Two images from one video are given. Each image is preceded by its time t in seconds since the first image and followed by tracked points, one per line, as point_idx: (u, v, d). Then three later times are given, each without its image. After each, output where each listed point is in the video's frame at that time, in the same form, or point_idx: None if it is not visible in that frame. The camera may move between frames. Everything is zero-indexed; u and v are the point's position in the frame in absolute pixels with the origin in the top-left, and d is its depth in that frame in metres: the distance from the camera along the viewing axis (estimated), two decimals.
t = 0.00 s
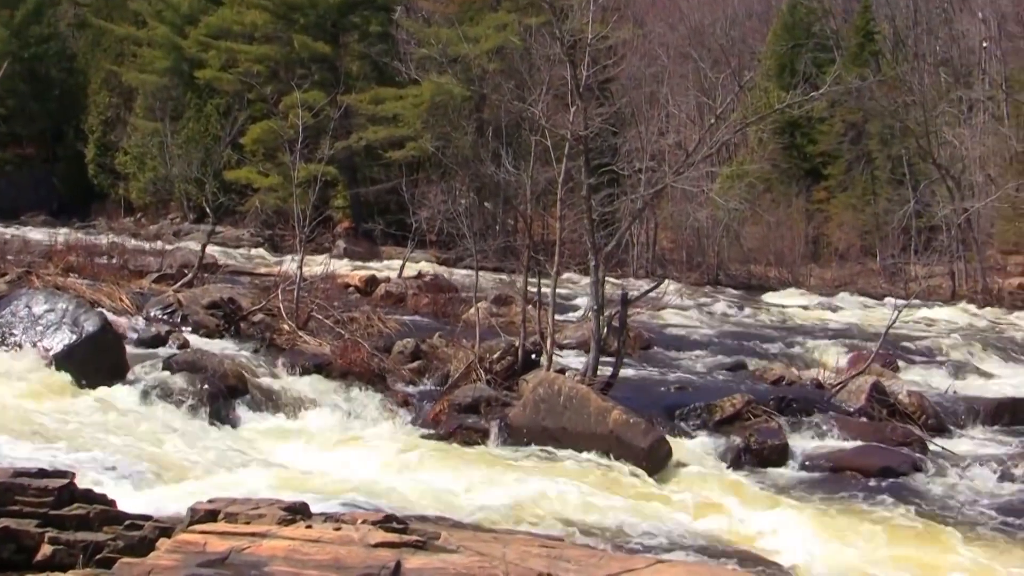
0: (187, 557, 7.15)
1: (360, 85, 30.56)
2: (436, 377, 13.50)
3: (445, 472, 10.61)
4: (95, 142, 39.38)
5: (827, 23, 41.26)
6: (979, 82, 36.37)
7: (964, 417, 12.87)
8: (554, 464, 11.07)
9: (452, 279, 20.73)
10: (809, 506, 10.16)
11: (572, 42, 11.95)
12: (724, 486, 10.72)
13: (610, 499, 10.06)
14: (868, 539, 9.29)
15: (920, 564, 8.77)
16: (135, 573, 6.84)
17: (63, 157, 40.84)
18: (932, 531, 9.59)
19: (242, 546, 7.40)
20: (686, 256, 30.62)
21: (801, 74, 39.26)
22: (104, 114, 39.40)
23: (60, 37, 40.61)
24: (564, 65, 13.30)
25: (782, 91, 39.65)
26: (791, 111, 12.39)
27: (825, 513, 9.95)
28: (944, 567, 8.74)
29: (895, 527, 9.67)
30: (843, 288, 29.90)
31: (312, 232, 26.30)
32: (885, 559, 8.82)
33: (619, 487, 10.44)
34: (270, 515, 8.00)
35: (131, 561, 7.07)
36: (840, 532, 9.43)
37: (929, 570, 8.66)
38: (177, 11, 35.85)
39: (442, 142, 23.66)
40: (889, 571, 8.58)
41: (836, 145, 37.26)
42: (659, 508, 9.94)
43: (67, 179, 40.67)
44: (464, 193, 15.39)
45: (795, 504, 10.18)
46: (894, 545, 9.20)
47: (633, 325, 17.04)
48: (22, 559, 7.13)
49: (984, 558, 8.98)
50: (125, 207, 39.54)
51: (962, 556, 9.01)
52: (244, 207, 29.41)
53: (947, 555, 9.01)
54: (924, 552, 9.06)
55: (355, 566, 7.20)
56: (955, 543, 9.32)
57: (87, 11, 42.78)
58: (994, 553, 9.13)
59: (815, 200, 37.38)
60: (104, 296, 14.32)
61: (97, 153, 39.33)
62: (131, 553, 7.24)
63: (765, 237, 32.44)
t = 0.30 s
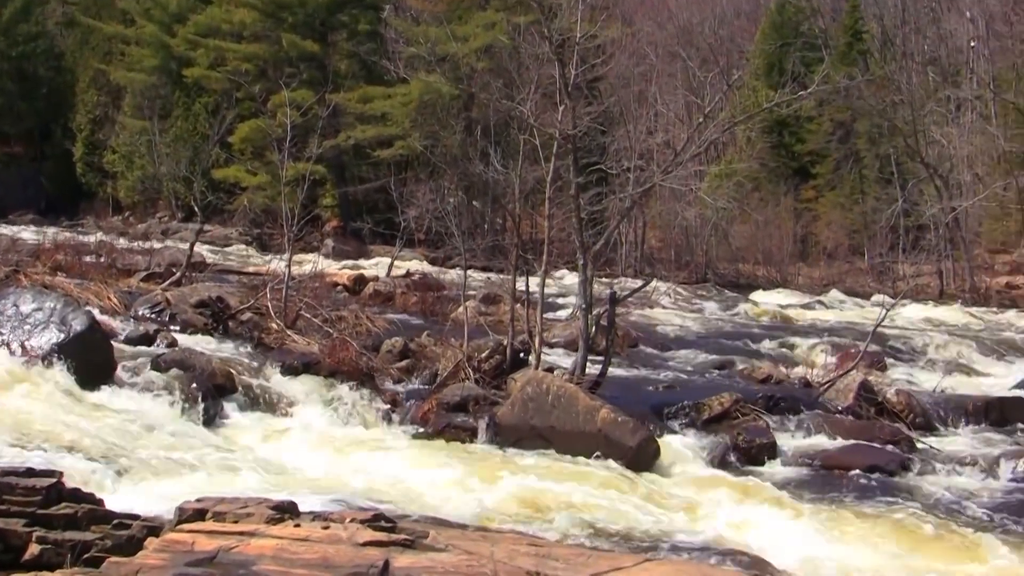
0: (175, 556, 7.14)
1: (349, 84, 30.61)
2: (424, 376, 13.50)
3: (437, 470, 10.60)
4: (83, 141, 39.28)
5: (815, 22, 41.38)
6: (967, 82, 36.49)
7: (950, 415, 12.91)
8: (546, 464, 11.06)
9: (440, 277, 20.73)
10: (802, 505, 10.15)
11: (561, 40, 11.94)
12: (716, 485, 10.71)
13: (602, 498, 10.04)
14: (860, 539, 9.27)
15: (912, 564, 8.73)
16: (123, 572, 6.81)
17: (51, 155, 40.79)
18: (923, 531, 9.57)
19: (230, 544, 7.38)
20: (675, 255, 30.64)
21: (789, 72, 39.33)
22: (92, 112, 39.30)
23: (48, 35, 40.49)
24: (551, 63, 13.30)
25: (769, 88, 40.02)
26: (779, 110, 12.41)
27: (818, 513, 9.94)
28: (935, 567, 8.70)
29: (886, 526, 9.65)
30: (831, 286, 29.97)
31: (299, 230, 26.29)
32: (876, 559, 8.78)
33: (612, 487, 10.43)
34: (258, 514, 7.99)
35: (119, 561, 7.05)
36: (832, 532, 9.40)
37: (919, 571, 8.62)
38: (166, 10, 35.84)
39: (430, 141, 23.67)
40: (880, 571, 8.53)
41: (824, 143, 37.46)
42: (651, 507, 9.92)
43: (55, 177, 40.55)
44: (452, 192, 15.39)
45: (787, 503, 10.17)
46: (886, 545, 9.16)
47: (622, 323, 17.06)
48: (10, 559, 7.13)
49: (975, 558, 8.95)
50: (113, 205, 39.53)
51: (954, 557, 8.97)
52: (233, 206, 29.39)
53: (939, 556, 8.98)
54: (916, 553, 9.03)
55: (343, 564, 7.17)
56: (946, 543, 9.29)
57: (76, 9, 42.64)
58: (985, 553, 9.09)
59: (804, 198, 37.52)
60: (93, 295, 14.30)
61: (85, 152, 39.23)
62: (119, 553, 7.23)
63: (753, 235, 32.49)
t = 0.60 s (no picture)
0: (162, 556, 7.13)
1: (335, 83, 30.67)
2: (411, 375, 13.49)
3: (429, 469, 10.59)
4: (69, 139, 39.18)
5: (801, 21, 41.54)
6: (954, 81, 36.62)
7: (936, 412, 12.93)
8: (535, 463, 11.05)
9: (427, 276, 20.73)
10: (792, 504, 10.14)
11: (548, 39, 11.95)
12: (706, 484, 10.70)
13: (593, 498, 10.03)
14: (851, 537, 9.24)
15: (902, 564, 8.69)
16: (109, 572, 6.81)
17: (37, 154, 40.70)
18: (913, 531, 9.54)
19: (217, 543, 7.38)
20: (662, 254, 30.65)
21: (775, 71, 39.45)
22: (79, 111, 39.20)
23: (34, 33, 40.35)
24: (537, 62, 13.30)
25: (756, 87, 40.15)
26: (765, 108, 12.42)
27: (808, 511, 9.93)
28: (926, 567, 8.67)
29: (876, 525, 9.63)
30: (818, 284, 30.05)
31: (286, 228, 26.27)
32: (866, 559, 8.76)
33: (602, 486, 10.41)
34: (245, 513, 7.98)
35: (105, 561, 7.04)
36: (822, 530, 9.39)
37: (906, 570, 8.60)
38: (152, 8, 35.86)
39: (416, 139, 23.67)
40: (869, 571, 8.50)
41: (810, 142, 37.60)
42: (641, 506, 9.93)
43: (40, 176, 40.44)
44: (439, 191, 15.40)
45: (778, 502, 10.15)
46: (876, 544, 9.13)
47: (608, 321, 17.08)
48: None
49: (964, 557, 8.92)
50: (100, 204, 39.15)
51: (944, 555, 8.94)
52: (220, 205, 29.34)
53: (930, 554, 8.95)
54: (906, 552, 8.98)
55: (330, 563, 7.17)
56: (936, 542, 9.28)
57: (62, 7, 42.54)
58: (976, 552, 9.06)
59: (791, 197, 37.72)
60: (78, 294, 14.27)
61: (71, 150, 39.13)
62: (105, 552, 7.22)
63: (740, 234, 32.53)
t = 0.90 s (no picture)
0: (150, 555, 7.12)
1: (325, 82, 30.76)
2: (400, 374, 13.48)
3: (419, 468, 10.59)
4: (58, 138, 39.17)
5: (790, 20, 41.70)
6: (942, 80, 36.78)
7: (925, 411, 12.94)
8: (525, 462, 11.04)
9: (416, 275, 20.75)
10: (783, 503, 10.12)
11: (536, 38, 11.95)
12: (696, 484, 10.69)
13: (582, 496, 10.03)
14: (840, 536, 9.22)
15: (891, 563, 8.66)
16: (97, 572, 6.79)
17: (26, 154, 40.64)
18: (904, 529, 9.50)
19: (206, 543, 7.36)
20: (651, 252, 30.71)
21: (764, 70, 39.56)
22: (67, 110, 39.17)
23: (22, 32, 40.32)
24: (527, 61, 13.30)
25: (745, 86, 40.29)
26: (754, 106, 12.43)
27: (797, 511, 9.92)
28: (915, 566, 8.62)
29: (867, 523, 9.61)
30: (806, 283, 30.11)
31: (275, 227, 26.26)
32: (854, 558, 8.74)
33: (592, 485, 10.41)
34: (233, 512, 7.97)
35: (94, 561, 7.02)
36: (811, 530, 9.37)
37: (892, 568, 8.57)
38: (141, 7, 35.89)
39: (406, 138, 23.70)
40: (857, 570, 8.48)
41: (799, 141, 37.73)
42: (630, 505, 9.92)
43: (29, 175, 40.42)
44: (428, 190, 15.40)
45: (768, 502, 10.13)
46: (867, 543, 9.09)
47: (598, 320, 17.09)
48: None
49: (955, 556, 8.88)
50: (88, 203, 38.96)
51: (934, 554, 8.90)
52: (209, 204, 29.33)
53: (920, 553, 8.91)
54: (896, 551, 8.95)
55: (319, 562, 7.15)
56: (927, 540, 9.25)
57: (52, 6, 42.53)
58: (967, 551, 9.02)
59: (779, 195, 37.93)
60: (68, 293, 14.28)
61: (60, 149, 39.13)
62: (94, 551, 7.19)
63: (729, 233, 32.56)
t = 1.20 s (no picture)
0: (137, 555, 7.10)
1: (312, 81, 30.81)
2: (388, 373, 13.47)
3: (407, 467, 10.59)
4: (45, 138, 39.07)
5: (778, 19, 41.80)
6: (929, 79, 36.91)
7: (912, 410, 12.96)
8: (513, 462, 11.03)
9: (404, 274, 20.75)
10: (771, 502, 10.12)
11: (523, 38, 11.95)
12: (685, 483, 10.69)
13: (570, 496, 10.04)
14: (827, 535, 9.21)
15: (879, 562, 8.64)
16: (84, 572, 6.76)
17: (12, 154, 40.48)
18: (893, 528, 9.47)
19: (194, 543, 7.35)
20: (638, 252, 30.74)
21: (752, 69, 39.65)
22: (54, 109, 39.07)
23: (8, 32, 40.19)
24: (514, 60, 13.30)
25: (732, 85, 40.37)
26: (742, 105, 12.44)
27: (786, 509, 9.91)
28: (903, 566, 8.59)
29: (855, 522, 9.60)
30: (794, 282, 30.16)
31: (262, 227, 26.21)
32: (842, 557, 8.72)
33: (580, 485, 10.40)
34: (221, 512, 7.96)
35: (81, 561, 7.00)
36: (799, 530, 9.35)
37: (880, 568, 8.55)
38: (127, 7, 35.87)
39: (394, 138, 23.70)
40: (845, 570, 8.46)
41: (787, 140, 37.81)
42: (619, 505, 9.92)
43: (16, 175, 40.32)
44: (416, 189, 15.40)
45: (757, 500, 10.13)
46: (856, 544, 9.06)
47: (585, 320, 17.11)
48: None
49: (944, 554, 8.84)
50: (75, 203, 38.83)
51: (923, 553, 8.87)
52: (197, 203, 29.29)
53: (908, 553, 8.88)
54: (885, 551, 8.91)
55: (306, 562, 7.13)
56: (917, 539, 9.22)
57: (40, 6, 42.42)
58: (955, 550, 8.99)
59: (767, 194, 38.01)
60: (54, 294, 14.28)
61: (47, 149, 39.04)
62: (81, 552, 7.17)
63: (716, 232, 32.58)
